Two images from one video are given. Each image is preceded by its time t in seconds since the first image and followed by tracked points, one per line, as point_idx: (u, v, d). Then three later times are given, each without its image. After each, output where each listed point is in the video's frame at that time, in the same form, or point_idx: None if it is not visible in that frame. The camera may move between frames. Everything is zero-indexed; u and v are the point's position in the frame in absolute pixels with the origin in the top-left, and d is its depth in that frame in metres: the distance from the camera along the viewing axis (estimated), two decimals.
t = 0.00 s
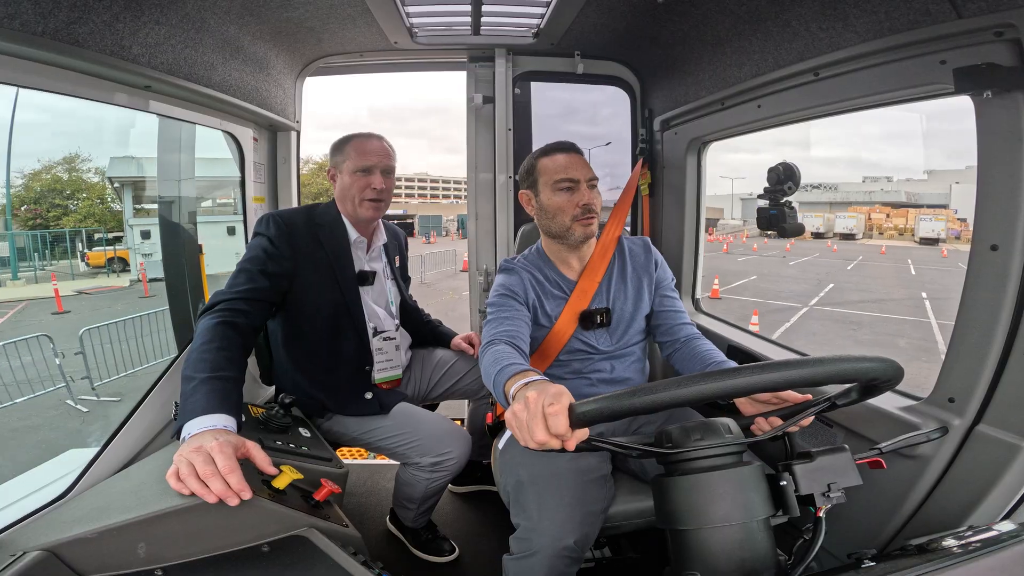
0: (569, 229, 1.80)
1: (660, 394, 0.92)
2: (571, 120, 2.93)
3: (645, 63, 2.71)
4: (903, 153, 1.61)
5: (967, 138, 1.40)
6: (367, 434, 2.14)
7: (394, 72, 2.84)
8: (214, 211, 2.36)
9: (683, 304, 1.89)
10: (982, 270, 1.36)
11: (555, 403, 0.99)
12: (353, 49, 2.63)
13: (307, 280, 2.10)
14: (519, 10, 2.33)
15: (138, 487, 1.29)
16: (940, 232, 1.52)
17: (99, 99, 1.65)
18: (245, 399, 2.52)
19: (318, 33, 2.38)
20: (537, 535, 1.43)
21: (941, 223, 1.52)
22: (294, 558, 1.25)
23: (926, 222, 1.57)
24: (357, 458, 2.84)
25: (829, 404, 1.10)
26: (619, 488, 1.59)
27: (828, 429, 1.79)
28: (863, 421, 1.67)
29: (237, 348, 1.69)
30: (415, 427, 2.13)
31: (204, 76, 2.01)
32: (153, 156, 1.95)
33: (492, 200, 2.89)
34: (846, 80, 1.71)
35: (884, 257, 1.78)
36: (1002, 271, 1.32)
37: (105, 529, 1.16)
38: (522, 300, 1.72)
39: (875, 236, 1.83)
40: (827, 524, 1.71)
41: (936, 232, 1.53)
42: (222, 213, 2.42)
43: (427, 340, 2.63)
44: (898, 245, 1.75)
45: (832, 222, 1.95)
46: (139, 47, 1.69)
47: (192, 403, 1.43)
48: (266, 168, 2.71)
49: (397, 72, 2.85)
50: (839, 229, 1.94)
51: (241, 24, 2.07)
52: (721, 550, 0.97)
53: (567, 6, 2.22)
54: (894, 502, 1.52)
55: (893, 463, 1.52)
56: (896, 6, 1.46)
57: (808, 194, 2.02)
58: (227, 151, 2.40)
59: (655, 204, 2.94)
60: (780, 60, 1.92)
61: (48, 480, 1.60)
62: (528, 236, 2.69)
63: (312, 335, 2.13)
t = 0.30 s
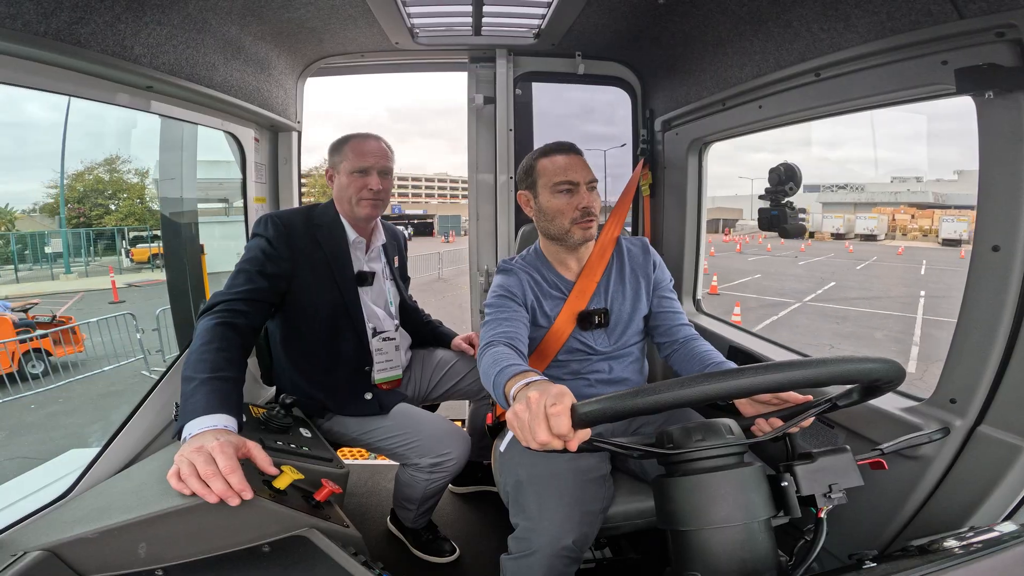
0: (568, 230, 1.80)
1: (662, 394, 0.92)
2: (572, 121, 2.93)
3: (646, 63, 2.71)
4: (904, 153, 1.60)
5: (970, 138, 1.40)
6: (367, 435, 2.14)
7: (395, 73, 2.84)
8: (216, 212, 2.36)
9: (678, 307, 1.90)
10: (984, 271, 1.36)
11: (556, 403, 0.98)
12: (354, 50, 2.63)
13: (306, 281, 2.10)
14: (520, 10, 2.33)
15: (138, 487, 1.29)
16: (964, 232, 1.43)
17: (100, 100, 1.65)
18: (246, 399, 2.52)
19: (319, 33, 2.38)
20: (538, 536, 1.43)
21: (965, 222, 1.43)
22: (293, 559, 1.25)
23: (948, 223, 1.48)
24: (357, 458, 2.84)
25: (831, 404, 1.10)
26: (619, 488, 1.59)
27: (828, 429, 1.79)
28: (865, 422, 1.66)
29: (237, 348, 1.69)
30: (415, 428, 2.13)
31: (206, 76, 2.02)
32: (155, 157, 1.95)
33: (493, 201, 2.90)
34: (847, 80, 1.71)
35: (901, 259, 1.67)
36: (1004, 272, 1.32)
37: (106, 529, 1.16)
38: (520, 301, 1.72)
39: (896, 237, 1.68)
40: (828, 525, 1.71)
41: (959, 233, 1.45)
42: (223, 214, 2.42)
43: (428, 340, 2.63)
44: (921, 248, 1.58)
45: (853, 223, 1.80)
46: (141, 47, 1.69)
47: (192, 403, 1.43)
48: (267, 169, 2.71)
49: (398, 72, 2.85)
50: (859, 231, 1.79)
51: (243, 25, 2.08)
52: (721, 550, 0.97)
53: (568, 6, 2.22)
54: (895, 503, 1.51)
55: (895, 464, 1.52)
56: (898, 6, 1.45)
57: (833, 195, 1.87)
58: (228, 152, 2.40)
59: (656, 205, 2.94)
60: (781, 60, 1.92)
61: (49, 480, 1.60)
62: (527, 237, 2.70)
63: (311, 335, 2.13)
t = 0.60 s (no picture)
0: (568, 231, 1.80)
1: (662, 395, 0.92)
2: (572, 122, 2.93)
3: (645, 63, 2.71)
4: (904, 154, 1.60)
5: (970, 138, 1.39)
6: (367, 436, 2.14)
7: (395, 73, 2.85)
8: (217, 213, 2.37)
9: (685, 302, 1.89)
10: (984, 270, 1.36)
11: (542, 410, 1.01)
12: (354, 50, 2.63)
13: (305, 282, 2.10)
14: (519, 11, 2.33)
15: (137, 488, 1.29)
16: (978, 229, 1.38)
17: (100, 100, 1.65)
18: (246, 400, 2.53)
19: (319, 34, 2.38)
20: (538, 536, 1.43)
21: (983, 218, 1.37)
22: (293, 559, 1.25)
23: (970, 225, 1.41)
24: (358, 459, 2.84)
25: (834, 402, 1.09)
26: (619, 488, 1.59)
27: (828, 430, 1.79)
28: (865, 422, 1.66)
29: (235, 349, 1.69)
30: (414, 429, 2.13)
31: (205, 77, 2.02)
32: (155, 158, 1.95)
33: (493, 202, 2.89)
34: (846, 81, 1.71)
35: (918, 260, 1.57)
36: (1004, 272, 1.32)
37: (105, 530, 1.16)
38: (518, 304, 1.72)
39: (919, 239, 1.57)
40: (828, 525, 1.71)
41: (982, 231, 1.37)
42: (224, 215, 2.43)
43: (428, 341, 2.64)
44: (941, 249, 1.52)
45: (872, 223, 1.68)
46: (140, 48, 1.69)
47: (192, 404, 1.43)
48: (267, 169, 2.71)
49: (398, 73, 2.85)
50: (880, 232, 1.67)
51: (242, 26, 2.08)
52: (721, 551, 0.97)
53: (567, 7, 2.23)
54: (895, 503, 1.51)
55: (895, 464, 1.52)
56: (896, 7, 1.45)
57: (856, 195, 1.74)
58: (228, 153, 2.40)
59: (656, 205, 2.94)
60: (781, 61, 1.92)
61: (48, 481, 1.60)
62: (528, 237, 2.70)
63: (310, 337, 2.13)
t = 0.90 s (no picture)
0: (569, 230, 1.80)
1: (663, 394, 0.92)
2: (573, 121, 2.93)
3: (646, 63, 2.71)
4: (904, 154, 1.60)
5: (971, 138, 1.39)
6: (367, 435, 2.14)
7: (396, 73, 2.85)
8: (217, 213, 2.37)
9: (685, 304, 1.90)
10: (984, 271, 1.36)
11: (538, 410, 1.01)
12: (355, 50, 2.63)
13: (305, 281, 2.10)
14: (520, 11, 2.33)
15: (138, 487, 1.29)
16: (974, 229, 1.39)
17: (101, 100, 1.65)
18: (246, 399, 2.53)
19: (320, 33, 2.38)
20: (538, 536, 1.43)
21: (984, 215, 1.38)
22: (293, 559, 1.25)
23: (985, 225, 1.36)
24: (358, 458, 2.84)
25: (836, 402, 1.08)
26: (620, 488, 1.59)
27: (828, 430, 1.79)
28: (865, 422, 1.66)
29: (235, 349, 1.69)
30: (414, 428, 2.13)
31: (207, 76, 2.02)
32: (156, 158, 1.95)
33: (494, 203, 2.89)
34: (848, 81, 1.70)
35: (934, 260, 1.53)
36: (1005, 272, 1.32)
37: (105, 529, 1.16)
38: (519, 303, 1.72)
39: (941, 240, 1.52)
40: (828, 526, 1.71)
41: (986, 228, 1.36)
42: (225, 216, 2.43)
43: (428, 340, 2.63)
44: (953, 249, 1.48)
45: (892, 224, 1.64)
46: (140, 47, 1.69)
47: (192, 403, 1.43)
48: (268, 169, 2.71)
49: (398, 72, 2.85)
50: (899, 232, 1.63)
51: (243, 25, 2.08)
52: (721, 551, 0.97)
53: (568, 7, 2.23)
54: (895, 504, 1.51)
55: (895, 464, 1.52)
56: (898, 7, 1.45)
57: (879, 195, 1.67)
58: (229, 152, 2.40)
59: (657, 205, 2.94)
60: (782, 61, 1.91)
61: (49, 480, 1.60)
62: (528, 237, 2.70)
63: (310, 336, 2.13)
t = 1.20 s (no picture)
0: (568, 227, 1.80)
1: (662, 393, 0.92)
2: (570, 121, 2.93)
3: (644, 63, 2.71)
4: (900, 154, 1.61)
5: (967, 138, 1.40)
6: (364, 435, 2.14)
7: (393, 72, 2.84)
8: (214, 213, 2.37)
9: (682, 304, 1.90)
10: (979, 271, 1.36)
11: (538, 409, 1.01)
12: (352, 49, 2.63)
13: (302, 281, 2.09)
14: (518, 10, 2.33)
15: (134, 488, 1.29)
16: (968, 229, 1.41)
17: (98, 99, 1.65)
18: (243, 399, 2.52)
19: (317, 33, 2.38)
20: (536, 536, 1.43)
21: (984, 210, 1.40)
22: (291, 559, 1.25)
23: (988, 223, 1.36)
24: (356, 458, 2.84)
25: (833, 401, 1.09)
26: (618, 488, 1.60)
27: (825, 429, 1.80)
28: (862, 421, 1.67)
29: (232, 349, 1.69)
30: (412, 428, 2.13)
31: (203, 76, 2.01)
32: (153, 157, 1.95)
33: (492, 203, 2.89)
34: (845, 80, 1.70)
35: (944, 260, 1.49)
36: (1001, 272, 1.32)
37: (102, 529, 1.16)
38: (518, 302, 1.72)
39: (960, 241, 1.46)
40: (825, 524, 1.71)
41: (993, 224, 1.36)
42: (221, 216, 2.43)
43: (426, 340, 2.63)
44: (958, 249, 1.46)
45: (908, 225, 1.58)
46: (137, 47, 1.68)
47: (188, 403, 1.43)
48: (265, 168, 2.71)
49: (396, 72, 2.85)
50: (917, 233, 1.56)
51: (241, 24, 2.07)
52: (719, 549, 0.97)
53: (566, 6, 2.23)
54: (892, 502, 1.52)
55: (891, 463, 1.52)
56: (895, 6, 1.46)
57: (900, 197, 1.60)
58: (226, 151, 2.40)
59: (654, 205, 2.94)
60: (779, 61, 1.92)
61: (45, 480, 1.60)
62: (526, 237, 2.71)
63: (308, 335, 2.12)
